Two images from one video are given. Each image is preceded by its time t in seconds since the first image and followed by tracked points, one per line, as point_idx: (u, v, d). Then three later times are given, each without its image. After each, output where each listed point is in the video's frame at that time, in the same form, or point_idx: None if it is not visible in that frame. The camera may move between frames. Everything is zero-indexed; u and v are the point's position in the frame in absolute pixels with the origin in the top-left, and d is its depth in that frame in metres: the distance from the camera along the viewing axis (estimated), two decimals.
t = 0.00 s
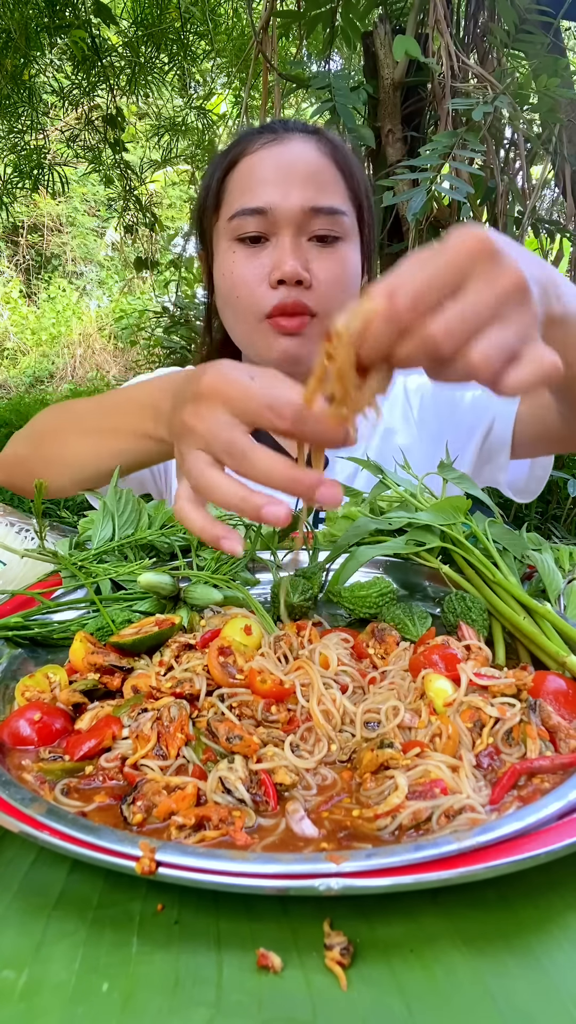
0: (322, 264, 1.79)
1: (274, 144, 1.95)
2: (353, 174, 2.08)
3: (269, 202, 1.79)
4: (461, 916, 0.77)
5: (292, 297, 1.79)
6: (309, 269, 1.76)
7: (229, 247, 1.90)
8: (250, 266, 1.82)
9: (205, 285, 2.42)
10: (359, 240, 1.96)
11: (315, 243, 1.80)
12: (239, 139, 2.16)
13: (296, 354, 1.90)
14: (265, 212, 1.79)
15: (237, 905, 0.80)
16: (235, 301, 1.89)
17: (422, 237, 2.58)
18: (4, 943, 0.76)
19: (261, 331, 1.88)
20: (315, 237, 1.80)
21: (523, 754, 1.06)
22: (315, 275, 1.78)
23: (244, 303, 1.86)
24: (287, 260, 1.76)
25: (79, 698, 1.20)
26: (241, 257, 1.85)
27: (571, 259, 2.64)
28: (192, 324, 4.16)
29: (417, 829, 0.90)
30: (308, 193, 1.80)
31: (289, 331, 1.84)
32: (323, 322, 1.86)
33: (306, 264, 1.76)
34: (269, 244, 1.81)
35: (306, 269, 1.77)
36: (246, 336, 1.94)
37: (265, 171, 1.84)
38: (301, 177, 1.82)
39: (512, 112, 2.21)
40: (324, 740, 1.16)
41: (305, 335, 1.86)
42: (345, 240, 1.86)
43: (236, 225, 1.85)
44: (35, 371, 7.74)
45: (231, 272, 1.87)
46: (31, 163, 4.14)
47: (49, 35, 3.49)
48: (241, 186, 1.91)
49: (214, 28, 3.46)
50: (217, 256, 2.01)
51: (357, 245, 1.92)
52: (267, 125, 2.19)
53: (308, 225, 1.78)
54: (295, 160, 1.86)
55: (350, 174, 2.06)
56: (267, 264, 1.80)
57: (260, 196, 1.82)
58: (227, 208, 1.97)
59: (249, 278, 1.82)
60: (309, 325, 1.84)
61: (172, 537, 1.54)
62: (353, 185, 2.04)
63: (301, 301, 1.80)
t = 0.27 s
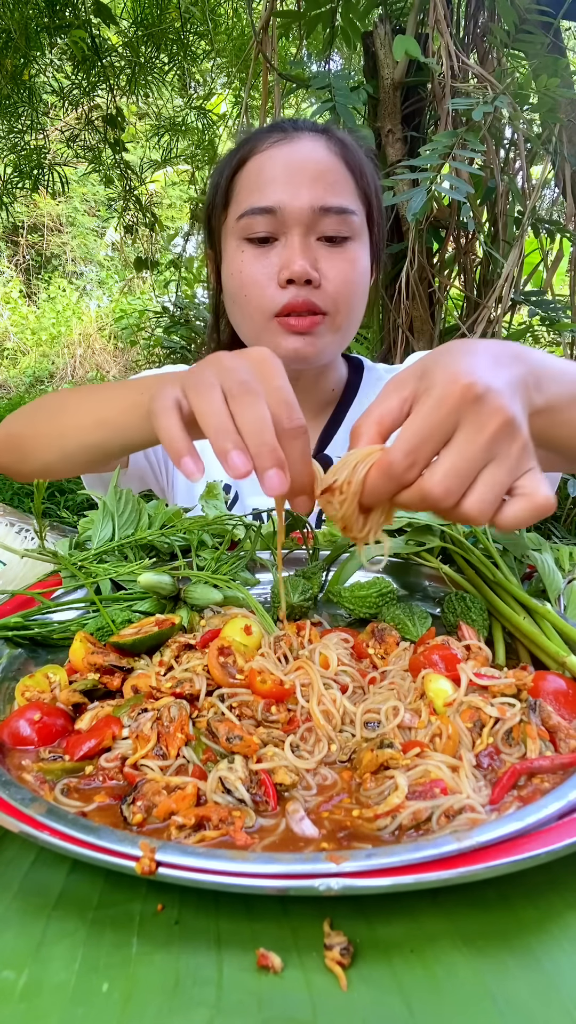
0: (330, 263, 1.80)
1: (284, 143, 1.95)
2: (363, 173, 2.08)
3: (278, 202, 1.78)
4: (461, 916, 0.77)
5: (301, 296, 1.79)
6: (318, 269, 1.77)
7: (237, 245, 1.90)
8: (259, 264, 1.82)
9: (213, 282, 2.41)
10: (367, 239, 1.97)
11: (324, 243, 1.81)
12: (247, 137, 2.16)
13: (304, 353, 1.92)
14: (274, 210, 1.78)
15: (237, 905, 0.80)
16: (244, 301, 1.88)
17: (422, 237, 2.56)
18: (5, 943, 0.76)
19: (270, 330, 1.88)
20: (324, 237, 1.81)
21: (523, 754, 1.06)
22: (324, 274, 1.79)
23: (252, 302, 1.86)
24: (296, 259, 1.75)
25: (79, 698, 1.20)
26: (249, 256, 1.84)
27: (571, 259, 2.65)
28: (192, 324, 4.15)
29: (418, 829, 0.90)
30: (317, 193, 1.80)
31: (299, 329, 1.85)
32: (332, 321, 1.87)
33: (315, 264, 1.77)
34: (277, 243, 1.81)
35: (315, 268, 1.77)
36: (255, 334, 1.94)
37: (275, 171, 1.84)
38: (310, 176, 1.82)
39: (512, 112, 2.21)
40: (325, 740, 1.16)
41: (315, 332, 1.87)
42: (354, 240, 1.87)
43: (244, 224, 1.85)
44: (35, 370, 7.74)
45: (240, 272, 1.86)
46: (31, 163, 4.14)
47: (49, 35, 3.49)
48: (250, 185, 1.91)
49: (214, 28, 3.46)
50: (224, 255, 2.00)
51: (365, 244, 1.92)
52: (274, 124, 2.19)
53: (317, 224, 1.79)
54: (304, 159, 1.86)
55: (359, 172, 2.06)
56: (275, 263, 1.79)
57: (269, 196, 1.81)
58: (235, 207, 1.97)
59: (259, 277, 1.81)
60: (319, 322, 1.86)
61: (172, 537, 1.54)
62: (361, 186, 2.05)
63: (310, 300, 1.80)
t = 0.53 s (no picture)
0: (331, 263, 1.79)
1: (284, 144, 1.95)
2: (363, 173, 2.09)
3: (279, 203, 1.78)
4: (460, 916, 0.77)
5: (301, 297, 1.78)
6: (318, 270, 1.77)
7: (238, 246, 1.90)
8: (259, 265, 1.81)
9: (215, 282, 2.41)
10: (368, 239, 1.97)
11: (324, 244, 1.81)
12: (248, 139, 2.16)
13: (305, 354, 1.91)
14: (274, 211, 1.79)
15: (237, 905, 0.80)
16: (245, 302, 1.88)
17: (422, 237, 2.56)
18: (5, 943, 0.76)
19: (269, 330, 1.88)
20: (324, 238, 1.81)
21: (523, 754, 1.06)
22: (324, 276, 1.78)
23: (253, 302, 1.86)
24: (297, 260, 1.75)
25: (79, 698, 1.20)
26: (250, 258, 1.84)
27: (571, 259, 2.65)
28: (192, 324, 4.15)
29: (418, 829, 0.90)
30: (317, 194, 1.80)
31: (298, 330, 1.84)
32: (332, 323, 1.86)
33: (316, 265, 1.77)
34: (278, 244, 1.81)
35: (315, 269, 1.77)
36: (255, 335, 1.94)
37: (276, 172, 1.84)
38: (311, 177, 1.82)
39: (512, 112, 2.20)
40: (326, 741, 1.16)
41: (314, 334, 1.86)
42: (354, 241, 1.87)
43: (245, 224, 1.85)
44: (35, 370, 7.74)
45: (241, 273, 1.86)
46: (31, 163, 4.14)
47: (49, 35, 3.49)
48: (251, 186, 1.91)
49: (214, 28, 3.46)
50: (225, 257, 2.00)
51: (365, 245, 1.92)
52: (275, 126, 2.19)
53: (317, 225, 1.79)
54: (304, 160, 1.86)
55: (359, 172, 2.06)
56: (276, 264, 1.79)
57: (270, 197, 1.81)
58: (236, 208, 1.97)
59: (260, 278, 1.80)
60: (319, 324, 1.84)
61: (172, 537, 1.54)
62: (362, 186, 2.06)
63: (310, 302, 1.80)
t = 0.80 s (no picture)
0: (329, 262, 1.79)
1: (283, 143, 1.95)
2: (362, 172, 2.09)
3: (278, 202, 1.78)
4: (460, 916, 0.77)
5: (299, 297, 1.78)
6: (317, 270, 1.76)
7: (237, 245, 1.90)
8: (258, 264, 1.81)
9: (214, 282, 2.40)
10: (367, 238, 1.96)
11: (323, 243, 1.81)
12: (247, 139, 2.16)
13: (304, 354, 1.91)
14: (273, 210, 1.79)
15: (237, 905, 0.80)
16: (244, 301, 1.88)
17: (422, 237, 2.56)
18: (4, 943, 0.76)
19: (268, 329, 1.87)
20: (323, 238, 1.81)
21: (523, 754, 1.06)
22: (323, 275, 1.78)
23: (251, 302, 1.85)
24: (295, 260, 1.75)
25: (79, 698, 1.20)
26: (249, 257, 1.84)
27: (571, 259, 2.65)
28: (193, 324, 4.15)
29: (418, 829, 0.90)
30: (316, 193, 1.80)
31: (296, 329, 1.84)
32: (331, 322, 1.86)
33: (315, 264, 1.76)
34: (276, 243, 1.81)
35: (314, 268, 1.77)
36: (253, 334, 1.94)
37: (275, 171, 1.85)
38: (310, 176, 1.82)
39: (512, 112, 2.20)
40: (326, 741, 1.16)
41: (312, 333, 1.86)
42: (353, 240, 1.87)
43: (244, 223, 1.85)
44: (35, 370, 7.74)
45: (240, 273, 1.86)
46: (31, 163, 4.14)
47: (49, 35, 3.49)
48: (250, 185, 1.91)
49: (214, 28, 3.46)
50: (225, 257, 2.00)
51: (364, 244, 1.92)
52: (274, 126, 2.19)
53: (316, 224, 1.78)
54: (303, 159, 1.86)
55: (358, 172, 2.06)
56: (275, 264, 1.79)
57: (268, 197, 1.81)
58: (235, 208, 1.97)
59: (259, 278, 1.80)
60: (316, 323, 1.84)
61: (172, 537, 1.54)
62: (361, 186, 2.06)
63: (308, 301, 1.80)
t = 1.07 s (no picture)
0: (326, 262, 1.79)
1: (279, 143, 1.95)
2: (359, 171, 2.09)
3: (274, 202, 1.78)
4: (460, 916, 0.77)
5: (295, 296, 1.77)
6: (313, 270, 1.76)
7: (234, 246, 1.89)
8: (254, 265, 1.81)
9: (212, 282, 2.40)
10: (364, 238, 1.96)
11: (319, 243, 1.80)
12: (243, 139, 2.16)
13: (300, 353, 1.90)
14: (269, 210, 1.78)
15: (237, 905, 0.80)
16: (240, 301, 1.87)
17: (422, 237, 2.56)
18: (4, 943, 0.76)
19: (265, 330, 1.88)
20: (320, 237, 1.80)
21: (523, 754, 1.06)
22: (319, 275, 1.77)
23: (249, 302, 1.85)
24: (291, 259, 1.74)
25: (79, 698, 1.20)
26: (245, 257, 1.84)
27: (571, 259, 2.65)
28: (193, 324, 4.15)
29: (418, 829, 0.90)
30: (312, 192, 1.79)
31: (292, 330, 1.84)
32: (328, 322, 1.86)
33: (310, 264, 1.76)
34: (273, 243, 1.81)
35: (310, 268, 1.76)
36: (251, 335, 1.94)
37: (271, 171, 1.84)
38: (306, 176, 1.82)
39: (512, 112, 2.20)
40: (326, 741, 1.16)
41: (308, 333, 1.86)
42: (350, 240, 1.86)
43: (241, 225, 1.85)
44: (35, 370, 7.74)
45: (236, 273, 1.86)
46: (31, 163, 4.14)
47: (49, 35, 3.49)
48: (246, 185, 1.91)
49: (214, 28, 3.46)
50: (221, 257, 2.00)
51: (361, 244, 1.92)
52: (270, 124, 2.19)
53: (312, 224, 1.78)
54: (299, 159, 1.86)
55: (355, 170, 2.06)
56: (271, 263, 1.78)
57: (264, 197, 1.81)
58: (231, 208, 1.97)
59: (254, 278, 1.80)
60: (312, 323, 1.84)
61: (172, 537, 1.54)
62: (357, 185, 2.05)
63: (304, 301, 1.79)
